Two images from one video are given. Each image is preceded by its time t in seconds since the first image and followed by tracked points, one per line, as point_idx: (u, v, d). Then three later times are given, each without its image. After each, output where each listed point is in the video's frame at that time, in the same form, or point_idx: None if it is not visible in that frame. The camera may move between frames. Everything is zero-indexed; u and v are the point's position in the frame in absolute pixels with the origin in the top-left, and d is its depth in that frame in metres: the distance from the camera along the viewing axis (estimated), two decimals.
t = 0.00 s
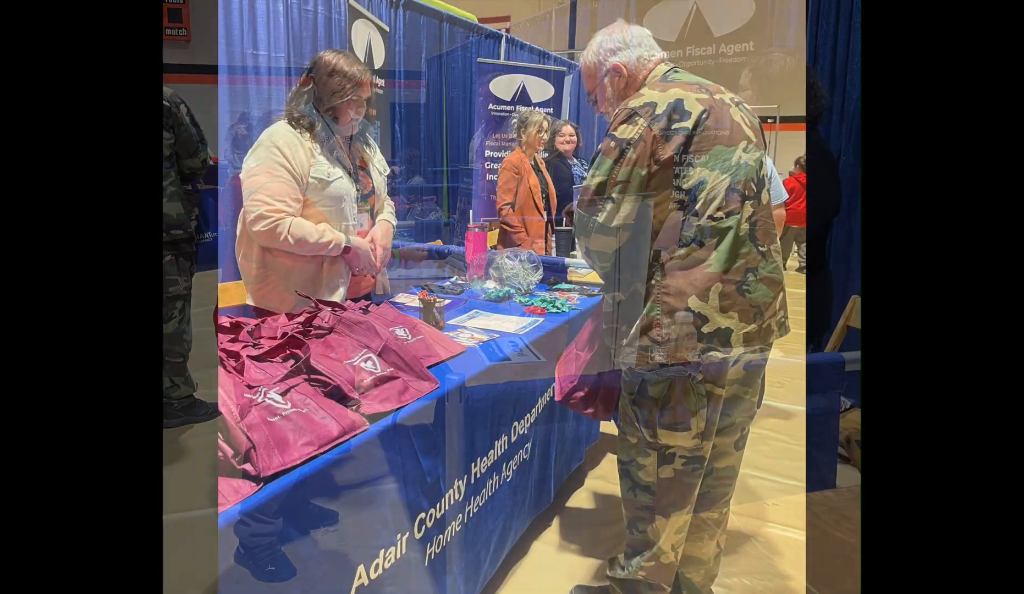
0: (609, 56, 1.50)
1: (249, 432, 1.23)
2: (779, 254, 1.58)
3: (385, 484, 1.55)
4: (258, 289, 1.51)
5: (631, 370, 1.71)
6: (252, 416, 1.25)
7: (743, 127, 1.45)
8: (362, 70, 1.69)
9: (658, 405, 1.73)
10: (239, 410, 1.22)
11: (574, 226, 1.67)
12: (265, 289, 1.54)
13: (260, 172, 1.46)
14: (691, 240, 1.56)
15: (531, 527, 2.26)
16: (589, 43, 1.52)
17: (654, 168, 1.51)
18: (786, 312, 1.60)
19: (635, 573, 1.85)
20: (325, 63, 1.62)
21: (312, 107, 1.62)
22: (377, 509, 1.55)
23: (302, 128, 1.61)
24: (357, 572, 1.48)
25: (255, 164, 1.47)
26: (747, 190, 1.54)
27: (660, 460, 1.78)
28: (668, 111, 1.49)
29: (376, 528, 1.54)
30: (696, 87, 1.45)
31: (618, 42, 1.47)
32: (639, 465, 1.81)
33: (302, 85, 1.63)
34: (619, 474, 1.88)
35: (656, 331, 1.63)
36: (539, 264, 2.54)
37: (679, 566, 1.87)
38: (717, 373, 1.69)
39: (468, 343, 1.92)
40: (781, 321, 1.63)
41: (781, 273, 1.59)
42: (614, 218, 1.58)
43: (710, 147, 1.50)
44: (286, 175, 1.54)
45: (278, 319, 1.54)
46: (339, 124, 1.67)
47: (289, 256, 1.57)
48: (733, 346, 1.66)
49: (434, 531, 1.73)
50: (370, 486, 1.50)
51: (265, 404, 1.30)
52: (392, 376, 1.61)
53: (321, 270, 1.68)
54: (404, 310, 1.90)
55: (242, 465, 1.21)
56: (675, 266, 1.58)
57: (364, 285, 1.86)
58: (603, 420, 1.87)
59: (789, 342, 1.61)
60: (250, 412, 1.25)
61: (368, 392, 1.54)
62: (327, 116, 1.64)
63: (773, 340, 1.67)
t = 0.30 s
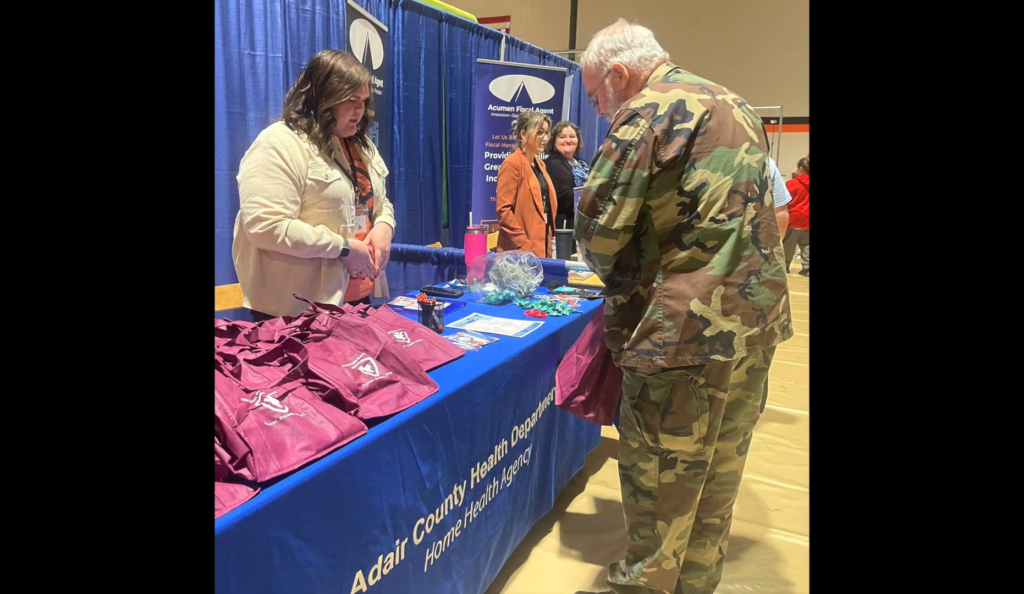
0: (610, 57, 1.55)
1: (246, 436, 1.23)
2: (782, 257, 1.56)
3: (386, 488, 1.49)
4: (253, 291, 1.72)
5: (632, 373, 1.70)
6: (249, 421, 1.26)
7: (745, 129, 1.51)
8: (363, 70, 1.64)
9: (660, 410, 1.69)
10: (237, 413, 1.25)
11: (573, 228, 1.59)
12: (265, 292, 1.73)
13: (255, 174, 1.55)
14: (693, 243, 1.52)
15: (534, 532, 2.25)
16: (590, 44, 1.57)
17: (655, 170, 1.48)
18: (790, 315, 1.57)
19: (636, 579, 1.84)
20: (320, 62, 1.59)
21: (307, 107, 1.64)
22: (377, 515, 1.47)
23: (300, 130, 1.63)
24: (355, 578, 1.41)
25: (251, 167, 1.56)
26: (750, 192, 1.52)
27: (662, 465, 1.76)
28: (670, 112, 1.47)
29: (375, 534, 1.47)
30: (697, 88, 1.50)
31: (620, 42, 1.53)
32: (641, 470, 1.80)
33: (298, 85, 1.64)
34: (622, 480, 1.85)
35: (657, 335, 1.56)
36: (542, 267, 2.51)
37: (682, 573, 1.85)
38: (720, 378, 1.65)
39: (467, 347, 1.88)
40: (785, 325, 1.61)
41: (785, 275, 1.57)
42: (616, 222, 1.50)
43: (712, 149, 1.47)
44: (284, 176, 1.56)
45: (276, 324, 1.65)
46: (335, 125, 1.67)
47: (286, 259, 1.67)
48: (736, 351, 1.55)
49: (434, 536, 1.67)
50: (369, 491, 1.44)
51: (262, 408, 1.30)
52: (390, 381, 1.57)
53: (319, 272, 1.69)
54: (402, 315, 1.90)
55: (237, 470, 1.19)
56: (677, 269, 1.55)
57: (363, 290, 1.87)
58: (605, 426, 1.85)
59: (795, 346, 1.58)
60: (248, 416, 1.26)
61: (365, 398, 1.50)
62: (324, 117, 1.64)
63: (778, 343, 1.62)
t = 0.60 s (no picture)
0: (611, 57, 1.52)
1: (242, 442, 1.20)
2: (786, 261, 1.57)
3: (384, 495, 1.47)
4: (249, 296, 1.70)
5: (634, 378, 1.67)
6: (245, 426, 1.24)
7: (749, 130, 1.50)
8: (361, 71, 1.61)
9: (662, 416, 1.66)
10: (233, 418, 1.23)
11: (575, 231, 1.56)
12: (262, 296, 1.71)
13: (251, 176, 1.53)
14: (695, 246, 1.50)
15: (533, 539, 2.22)
16: (592, 44, 1.54)
17: (657, 172, 1.46)
18: (795, 320, 1.60)
19: (638, 587, 1.82)
20: (317, 63, 1.57)
21: (304, 109, 1.61)
22: (375, 523, 1.45)
23: (296, 132, 1.60)
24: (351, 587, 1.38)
25: (247, 169, 1.54)
26: (753, 194, 1.50)
27: (664, 472, 1.73)
28: (673, 113, 1.44)
29: (373, 542, 1.44)
30: (700, 89, 1.47)
31: (621, 42, 1.51)
32: (643, 477, 1.77)
33: (294, 87, 1.61)
34: (623, 487, 1.82)
35: (660, 339, 1.54)
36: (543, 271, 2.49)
37: (685, 582, 1.83)
38: (723, 384, 1.62)
39: (466, 352, 1.85)
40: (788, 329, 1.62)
41: (788, 279, 1.57)
42: (618, 224, 1.48)
43: (714, 151, 1.45)
44: (280, 179, 1.54)
45: (272, 328, 1.63)
46: (333, 127, 1.64)
47: (283, 263, 1.66)
48: (739, 355, 1.53)
49: (433, 544, 1.64)
50: (367, 497, 1.41)
51: (259, 414, 1.28)
52: (388, 386, 1.55)
53: (316, 276, 1.67)
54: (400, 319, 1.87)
55: (232, 476, 1.17)
56: (679, 273, 1.52)
57: (359, 294, 1.85)
58: (607, 431, 1.82)
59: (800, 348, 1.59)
60: (243, 422, 1.24)
61: (363, 404, 1.48)
62: (321, 118, 1.62)
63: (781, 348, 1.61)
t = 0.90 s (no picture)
0: (613, 58, 1.50)
1: (237, 450, 1.17)
2: (791, 265, 1.54)
3: (382, 504, 1.43)
4: (244, 301, 1.67)
5: (637, 385, 1.64)
6: (239, 434, 1.21)
7: (753, 133, 1.47)
8: (357, 72, 1.59)
9: (665, 424, 1.63)
10: (227, 426, 1.19)
11: (576, 235, 1.53)
12: (256, 301, 1.68)
13: (246, 179, 1.50)
14: (699, 251, 1.47)
15: (534, 549, 2.18)
16: (593, 45, 1.51)
17: (660, 175, 1.43)
18: (800, 325, 1.56)
19: None
20: (313, 63, 1.55)
21: (300, 110, 1.59)
22: (373, 533, 1.41)
23: (291, 134, 1.58)
24: None
25: (242, 172, 1.51)
26: (758, 198, 1.47)
27: (667, 480, 1.70)
28: (675, 116, 1.42)
29: (370, 553, 1.41)
30: (703, 90, 1.45)
31: (623, 42, 1.49)
32: (645, 486, 1.74)
33: (289, 89, 1.59)
34: (625, 496, 1.79)
35: (663, 345, 1.51)
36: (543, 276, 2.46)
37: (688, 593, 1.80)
38: (727, 391, 1.59)
39: (465, 358, 1.82)
40: (793, 334, 1.59)
41: (793, 284, 1.54)
42: (620, 228, 1.45)
43: (718, 153, 1.42)
44: (275, 182, 1.51)
45: (267, 334, 1.60)
46: (329, 128, 1.62)
47: (279, 267, 1.63)
48: (744, 362, 1.50)
49: (431, 554, 1.60)
50: (364, 506, 1.38)
51: (253, 422, 1.24)
52: (386, 393, 1.52)
53: (312, 281, 1.64)
54: (398, 325, 1.84)
55: (226, 485, 1.14)
56: (682, 279, 1.49)
57: (356, 299, 1.82)
58: (609, 439, 1.79)
59: (806, 355, 1.57)
60: (238, 430, 1.20)
61: (360, 412, 1.45)
62: (317, 120, 1.59)
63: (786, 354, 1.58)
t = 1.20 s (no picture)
0: (616, 59, 1.47)
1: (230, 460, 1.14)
2: (798, 270, 1.51)
3: (380, 516, 1.39)
4: (237, 307, 1.63)
5: (640, 394, 1.60)
6: (233, 444, 1.18)
7: (759, 135, 1.44)
8: (354, 73, 1.56)
9: (669, 433, 1.59)
10: (221, 435, 1.16)
11: (578, 240, 1.50)
12: (250, 307, 1.65)
13: (240, 183, 1.47)
14: (703, 256, 1.44)
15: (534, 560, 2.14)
16: (595, 45, 1.48)
17: (664, 178, 1.39)
18: (806, 332, 1.53)
19: None
20: (309, 64, 1.52)
21: (295, 113, 1.56)
22: (370, 545, 1.37)
23: (286, 136, 1.55)
24: None
25: (236, 175, 1.48)
26: (764, 202, 1.43)
27: (671, 491, 1.66)
28: (680, 117, 1.38)
29: (367, 566, 1.37)
30: (708, 92, 1.42)
31: (626, 42, 1.46)
32: (648, 496, 1.70)
33: (284, 90, 1.56)
34: (628, 507, 1.75)
35: (666, 353, 1.47)
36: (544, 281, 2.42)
37: None
38: (733, 400, 1.55)
39: (464, 366, 1.78)
40: (800, 342, 1.55)
41: (800, 290, 1.50)
42: (623, 233, 1.42)
43: (723, 156, 1.39)
44: (270, 185, 1.48)
45: (261, 342, 1.57)
46: (325, 131, 1.58)
47: (273, 273, 1.59)
48: (749, 370, 1.46)
49: (429, 566, 1.56)
50: (361, 518, 1.34)
51: (247, 431, 1.21)
52: (383, 402, 1.48)
53: (308, 287, 1.61)
54: (395, 332, 1.80)
55: (219, 496, 1.11)
56: (686, 285, 1.46)
57: (352, 306, 1.78)
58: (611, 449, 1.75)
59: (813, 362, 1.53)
60: (232, 439, 1.17)
61: (356, 421, 1.41)
62: (312, 122, 1.56)
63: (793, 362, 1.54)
